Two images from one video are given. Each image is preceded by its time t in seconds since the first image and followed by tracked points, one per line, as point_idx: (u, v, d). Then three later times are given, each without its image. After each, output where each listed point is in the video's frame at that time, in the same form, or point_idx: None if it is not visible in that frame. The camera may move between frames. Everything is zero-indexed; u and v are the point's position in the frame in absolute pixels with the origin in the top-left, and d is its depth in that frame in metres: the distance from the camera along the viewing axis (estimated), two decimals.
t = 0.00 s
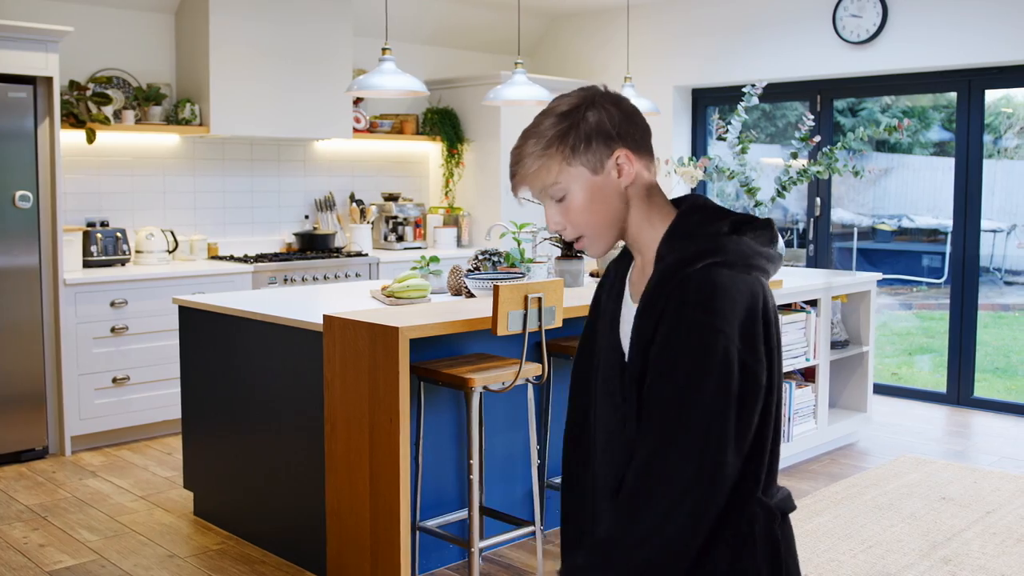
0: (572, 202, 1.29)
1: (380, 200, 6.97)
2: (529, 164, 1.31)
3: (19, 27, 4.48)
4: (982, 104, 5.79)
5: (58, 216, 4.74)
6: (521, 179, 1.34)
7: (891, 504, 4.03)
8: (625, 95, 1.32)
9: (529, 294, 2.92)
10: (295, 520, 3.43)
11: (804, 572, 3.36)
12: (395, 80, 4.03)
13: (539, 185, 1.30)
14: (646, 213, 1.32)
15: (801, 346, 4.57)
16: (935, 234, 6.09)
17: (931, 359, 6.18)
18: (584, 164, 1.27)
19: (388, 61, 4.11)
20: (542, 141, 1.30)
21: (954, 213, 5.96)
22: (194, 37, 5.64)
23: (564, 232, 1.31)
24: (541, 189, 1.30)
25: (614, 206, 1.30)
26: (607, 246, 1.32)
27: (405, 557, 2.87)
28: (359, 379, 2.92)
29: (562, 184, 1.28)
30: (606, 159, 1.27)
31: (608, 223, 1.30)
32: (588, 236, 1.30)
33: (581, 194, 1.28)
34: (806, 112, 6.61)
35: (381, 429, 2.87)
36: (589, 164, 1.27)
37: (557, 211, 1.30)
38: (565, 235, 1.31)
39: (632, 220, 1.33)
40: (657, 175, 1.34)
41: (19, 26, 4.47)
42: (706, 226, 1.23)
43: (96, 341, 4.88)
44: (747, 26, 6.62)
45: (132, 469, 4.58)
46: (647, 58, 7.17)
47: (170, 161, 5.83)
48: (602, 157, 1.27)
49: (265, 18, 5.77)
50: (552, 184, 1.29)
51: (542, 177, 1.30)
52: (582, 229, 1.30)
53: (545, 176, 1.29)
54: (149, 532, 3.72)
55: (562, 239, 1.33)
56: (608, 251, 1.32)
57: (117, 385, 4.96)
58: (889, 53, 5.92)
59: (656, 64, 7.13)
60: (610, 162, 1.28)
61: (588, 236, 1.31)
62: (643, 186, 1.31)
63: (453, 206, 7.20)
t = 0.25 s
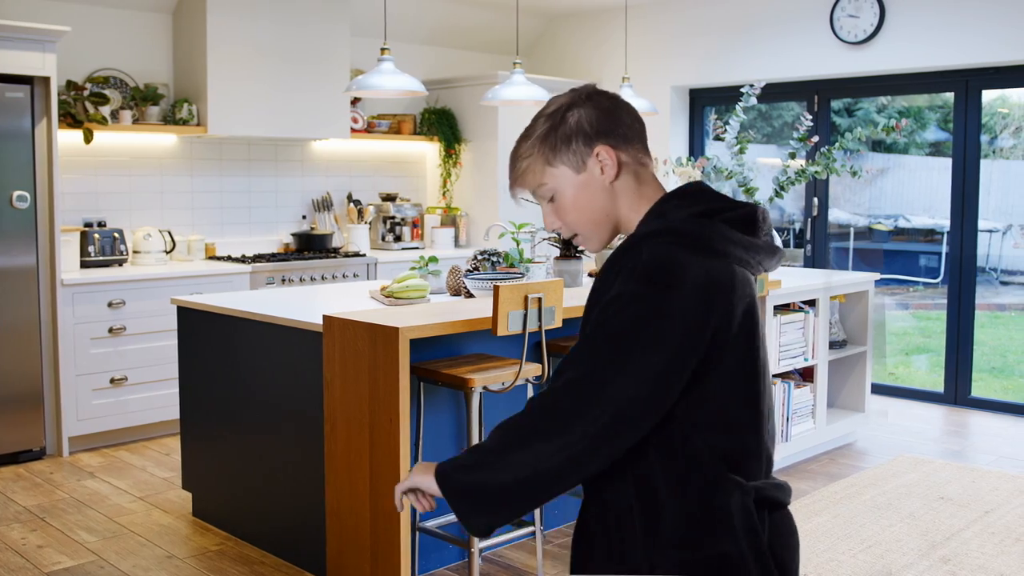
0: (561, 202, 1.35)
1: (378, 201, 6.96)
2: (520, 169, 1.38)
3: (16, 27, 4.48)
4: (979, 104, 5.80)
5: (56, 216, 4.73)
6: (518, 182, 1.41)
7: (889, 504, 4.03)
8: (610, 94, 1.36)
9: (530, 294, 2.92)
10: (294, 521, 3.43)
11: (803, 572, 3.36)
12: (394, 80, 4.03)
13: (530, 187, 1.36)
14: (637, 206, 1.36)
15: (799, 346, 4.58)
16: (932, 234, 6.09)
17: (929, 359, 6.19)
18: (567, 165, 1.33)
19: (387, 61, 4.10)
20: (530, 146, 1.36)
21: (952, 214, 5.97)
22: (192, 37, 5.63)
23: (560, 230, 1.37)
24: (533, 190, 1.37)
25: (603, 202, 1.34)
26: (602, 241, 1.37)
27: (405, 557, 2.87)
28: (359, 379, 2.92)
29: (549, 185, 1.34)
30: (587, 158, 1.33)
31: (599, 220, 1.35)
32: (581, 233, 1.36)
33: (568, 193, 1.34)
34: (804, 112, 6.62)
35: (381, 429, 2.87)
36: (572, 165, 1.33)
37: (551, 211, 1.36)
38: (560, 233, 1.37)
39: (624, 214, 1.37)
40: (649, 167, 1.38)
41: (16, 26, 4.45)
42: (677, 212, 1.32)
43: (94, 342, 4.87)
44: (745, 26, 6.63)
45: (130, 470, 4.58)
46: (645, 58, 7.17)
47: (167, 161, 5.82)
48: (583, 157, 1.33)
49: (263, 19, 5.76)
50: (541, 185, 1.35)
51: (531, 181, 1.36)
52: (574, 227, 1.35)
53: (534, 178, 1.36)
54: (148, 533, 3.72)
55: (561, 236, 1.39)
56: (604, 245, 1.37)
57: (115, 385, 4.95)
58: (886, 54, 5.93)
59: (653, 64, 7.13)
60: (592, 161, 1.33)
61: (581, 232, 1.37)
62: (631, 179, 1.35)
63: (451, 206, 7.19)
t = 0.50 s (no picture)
0: (556, 203, 1.34)
1: (376, 201, 6.96)
2: (519, 169, 1.38)
3: (13, 27, 4.47)
4: (976, 104, 5.80)
5: (53, 216, 4.72)
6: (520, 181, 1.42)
7: (888, 503, 4.04)
8: (605, 94, 1.35)
9: (530, 294, 2.92)
10: (293, 521, 3.42)
11: (802, 572, 3.36)
12: (393, 80, 4.03)
13: (527, 187, 1.37)
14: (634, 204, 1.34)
15: (798, 346, 4.58)
16: (929, 234, 6.10)
17: (926, 359, 6.19)
18: (559, 166, 1.32)
19: (385, 61, 4.10)
20: (526, 149, 1.37)
21: (950, 214, 5.97)
22: (190, 37, 5.63)
23: (559, 229, 1.37)
24: (530, 191, 1.37)
25: (597, 200, 1.33)
26: (600, 240, 1.36)
27: (405, 557, 2.87)
28: (359, 378, 2.92)
29: (544, 185, 1.34)
30: (580, 160, 1.32)
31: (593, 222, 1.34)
32: (576, 233, 1.35)
33: (561, 194, 1.33)
34: (801, 112, 6.63)
35: (381, 429, 2.87)
36: (565, 166, 1.32)
37: (547, 212, 1.36)
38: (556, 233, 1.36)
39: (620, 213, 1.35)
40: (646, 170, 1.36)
41: (13, 25, 4.44)
42: (659, 221, 1.30)
43: (92, 342, 4.87)
44: (742, 27, 6.63)
45: (128, 470, 4.57)
46: (642, 58, 7.17)
47: (164, 162, 5.81)
48: (575, 158, 1.32)
49: (261, 19, 5.76)
50: (536, 188, 1.35)
51: (528, 183, 1.37)
52: (570, 227, 1.35)
53: (530, 179, 1.36)
54: (146, 534, 3.71)
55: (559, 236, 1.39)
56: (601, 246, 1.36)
57: (112, 386, 4.94)
58: (884, 55, 5.94)
59: (651, 64, 7.13)
60: (585, 163, 1.32)
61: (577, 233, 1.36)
62: (627, 182, 1.33)
63: (448, 206, 7.19)
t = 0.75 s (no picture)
0: (568, 200, 1.34)
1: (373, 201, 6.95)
2: (526, 167, 1.37)
3: (10, 27, 4.45)
4: (973, 104, 5.81)
5: (50, 217, 4.71)
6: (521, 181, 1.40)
7: (886, 503, 4.05)
8: (612, 94, 1.36)
9: (530, 294, 2.92)
10: (291, 521, 3.42)
11: (801, 572, 3.37)
12: (391, 80, 4.03)
13: (537, 185, 1.35)
14: (642, 204, 1.36)
15: (796, 346, 4.59)
16: (925, 234, 6.11)
17: (922, 359, 6.20)
18: (574, 164, 1.32)
19: (384, 61, 4.10)
20: (534, 147, 1.36)
21: (947, 214, 5.98)
22: (186, 36, 5.61)
23: (566, 228, 1.36)
24: (540, 188, 1.36)
25: (610, 199, 1.34)
26: (606, 239, 1.37)
27: (405, 556, 2.87)
28: (358, 378, 2.91)
29: (557, 182, 1.33)
30: (596, 157, 1.32)
31: (604, 218, 1.35)
32: (585, 230, 1.35)
33: (575, 191, 1.33)
34: (797, 111, 6.63)
35: (381, 429, 2.86)
36: (580, 164, 1.32)
37: (555, 211, 1.35)
38: (565, 230, 1.36)
39: (628, 213, 1.37)
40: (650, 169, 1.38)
41: (10, 25, 4.43)
42: (694, 214, 1.33)
43: (89, 342, 4.85)
44: (739, 27, 6.63)
45: (125, 471, 4.56)
46: (639, 58, 7.17)
47: (160, 161, 5.79)
48: (590, 156, 1.32)
49: (258, 19, 5.74)
50: (547, 186, 1.34)
51: (537, 181, 1.35)
52: (581, 225, 1.34)
53: (541, 176, 1.35)
54: (144, 535, 3.70)
55: (564, 234, 1.38)
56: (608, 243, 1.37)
57: (109, 386, 4.93)
58: (880, 55, 5.95)
59: (648, 63, 7.13)
60: (601, 159, 1.32)
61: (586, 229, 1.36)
62: (637, 179, 1.35)
63: (445, 206, 7.18)
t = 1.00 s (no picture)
0: (572, 159, 1.27)
1: (370, 201, 6.95)
2: (523, 126, 1.29)
3: (7, 27, 4.44)
4: (970, 104, 5.82)
5: (47, 217, 4.70)
6: (511, 145, 1.31)
7: (885, 502, 4.05)
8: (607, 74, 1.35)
9: (530, 294, 2.92)
10: (291, 521, 3.41)
11: (801, 571, 3.37)
12: (389, 80, 4.02)
13: (538, 141, 1.27)
14: (638, 182, 1.32)
15: (794, 346, 4.59)
16: (922, 234, 6.13)
17: (919, 359, 6.21)
18: (586, 119, 1.27)
19: (382, 61, 4.09)
20: (537, 101, 1.29)
21: (943, 215, 5.99)
22: (184, 37, 5.60)
23: (562, 187, 1.28)
24: (539, 146, 1.28)
25: (613, 163, 1.29)
26: (601, 208, 1.30)
27: (405, 556, 2.86)
28: (358, 378, 2.91)
29: (562, 139, 1.27)
30: (604, 119, 1.28)
31: (605, 183, 1.29)
32: (586, 194, 1.28)
33: (581, 151, 1.27)
34: (794, 111, 6.64)
35: (380, 429, 2.86)
36: (589, 122, 1.27)
37: (556, 166, 1.27)
38: (563, 191, 1.28)
39: (623, 188, 1.32)
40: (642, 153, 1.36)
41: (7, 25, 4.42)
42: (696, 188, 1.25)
43: (87, 342, 4.84)
44: (736, 27, 6.64)
45: (123, 471, 4.55)
46: (636, 58, 7.18)
47: (157, 161, 5.78)
48: (601, 115, 1.28)
49: (256, 19, 5.74)
50: (552, 139, 1.27)
51: (539, 132, 1.28)
52: (582, 186, 1.27)
53: (544, 132, 1.27)
54: (143, 535, 3.69)
55: (557, 199, 1.29)
56: (602, 212, 1.30)
57: (107, 387, 4.92)
58: (877, 55, 5.96)
59: (645, 63, 7.13)
60: (610, 122, 1.28)
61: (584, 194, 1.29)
62: (636, 153, 1.32)
63: (443, 206, 7.18)
